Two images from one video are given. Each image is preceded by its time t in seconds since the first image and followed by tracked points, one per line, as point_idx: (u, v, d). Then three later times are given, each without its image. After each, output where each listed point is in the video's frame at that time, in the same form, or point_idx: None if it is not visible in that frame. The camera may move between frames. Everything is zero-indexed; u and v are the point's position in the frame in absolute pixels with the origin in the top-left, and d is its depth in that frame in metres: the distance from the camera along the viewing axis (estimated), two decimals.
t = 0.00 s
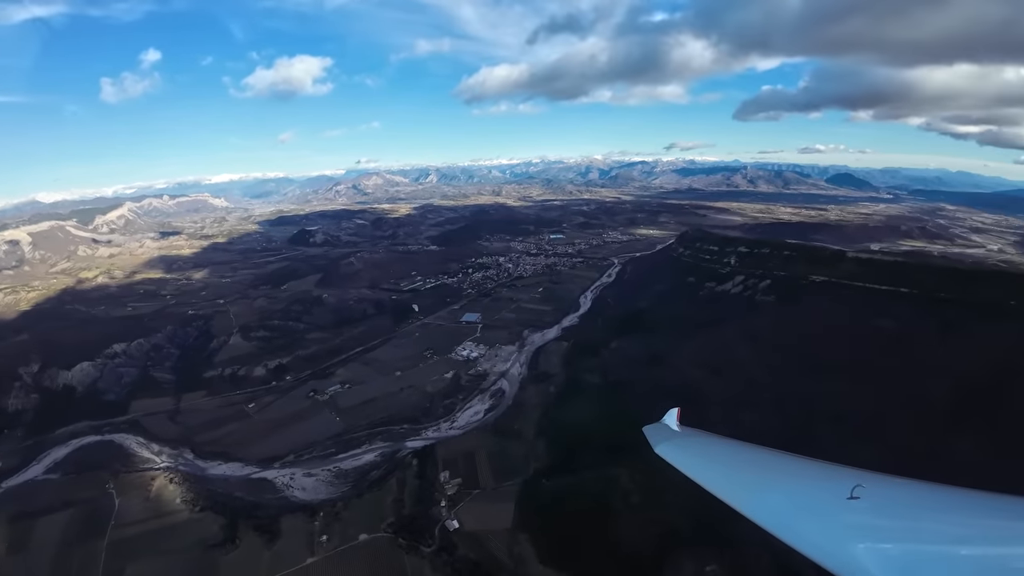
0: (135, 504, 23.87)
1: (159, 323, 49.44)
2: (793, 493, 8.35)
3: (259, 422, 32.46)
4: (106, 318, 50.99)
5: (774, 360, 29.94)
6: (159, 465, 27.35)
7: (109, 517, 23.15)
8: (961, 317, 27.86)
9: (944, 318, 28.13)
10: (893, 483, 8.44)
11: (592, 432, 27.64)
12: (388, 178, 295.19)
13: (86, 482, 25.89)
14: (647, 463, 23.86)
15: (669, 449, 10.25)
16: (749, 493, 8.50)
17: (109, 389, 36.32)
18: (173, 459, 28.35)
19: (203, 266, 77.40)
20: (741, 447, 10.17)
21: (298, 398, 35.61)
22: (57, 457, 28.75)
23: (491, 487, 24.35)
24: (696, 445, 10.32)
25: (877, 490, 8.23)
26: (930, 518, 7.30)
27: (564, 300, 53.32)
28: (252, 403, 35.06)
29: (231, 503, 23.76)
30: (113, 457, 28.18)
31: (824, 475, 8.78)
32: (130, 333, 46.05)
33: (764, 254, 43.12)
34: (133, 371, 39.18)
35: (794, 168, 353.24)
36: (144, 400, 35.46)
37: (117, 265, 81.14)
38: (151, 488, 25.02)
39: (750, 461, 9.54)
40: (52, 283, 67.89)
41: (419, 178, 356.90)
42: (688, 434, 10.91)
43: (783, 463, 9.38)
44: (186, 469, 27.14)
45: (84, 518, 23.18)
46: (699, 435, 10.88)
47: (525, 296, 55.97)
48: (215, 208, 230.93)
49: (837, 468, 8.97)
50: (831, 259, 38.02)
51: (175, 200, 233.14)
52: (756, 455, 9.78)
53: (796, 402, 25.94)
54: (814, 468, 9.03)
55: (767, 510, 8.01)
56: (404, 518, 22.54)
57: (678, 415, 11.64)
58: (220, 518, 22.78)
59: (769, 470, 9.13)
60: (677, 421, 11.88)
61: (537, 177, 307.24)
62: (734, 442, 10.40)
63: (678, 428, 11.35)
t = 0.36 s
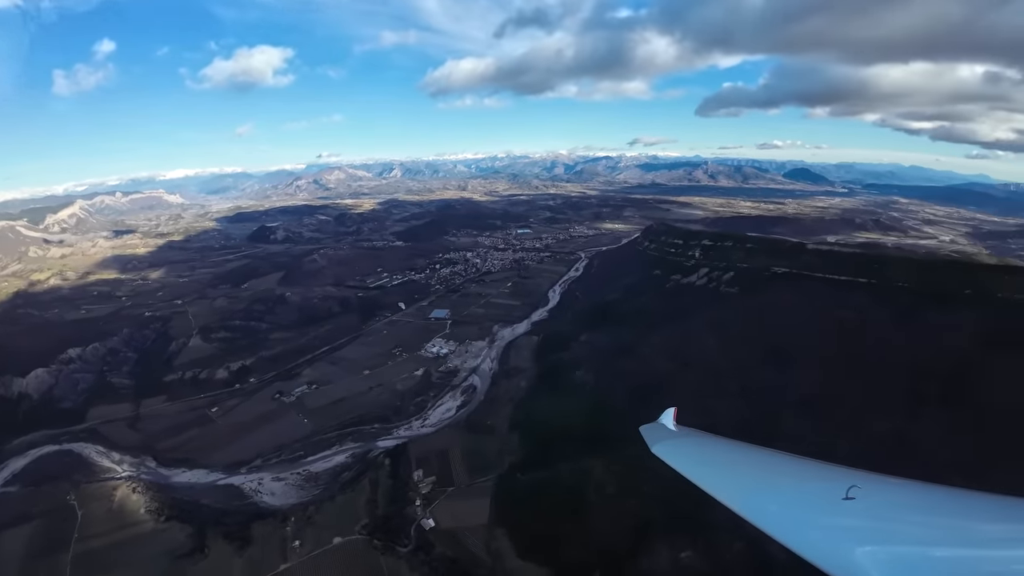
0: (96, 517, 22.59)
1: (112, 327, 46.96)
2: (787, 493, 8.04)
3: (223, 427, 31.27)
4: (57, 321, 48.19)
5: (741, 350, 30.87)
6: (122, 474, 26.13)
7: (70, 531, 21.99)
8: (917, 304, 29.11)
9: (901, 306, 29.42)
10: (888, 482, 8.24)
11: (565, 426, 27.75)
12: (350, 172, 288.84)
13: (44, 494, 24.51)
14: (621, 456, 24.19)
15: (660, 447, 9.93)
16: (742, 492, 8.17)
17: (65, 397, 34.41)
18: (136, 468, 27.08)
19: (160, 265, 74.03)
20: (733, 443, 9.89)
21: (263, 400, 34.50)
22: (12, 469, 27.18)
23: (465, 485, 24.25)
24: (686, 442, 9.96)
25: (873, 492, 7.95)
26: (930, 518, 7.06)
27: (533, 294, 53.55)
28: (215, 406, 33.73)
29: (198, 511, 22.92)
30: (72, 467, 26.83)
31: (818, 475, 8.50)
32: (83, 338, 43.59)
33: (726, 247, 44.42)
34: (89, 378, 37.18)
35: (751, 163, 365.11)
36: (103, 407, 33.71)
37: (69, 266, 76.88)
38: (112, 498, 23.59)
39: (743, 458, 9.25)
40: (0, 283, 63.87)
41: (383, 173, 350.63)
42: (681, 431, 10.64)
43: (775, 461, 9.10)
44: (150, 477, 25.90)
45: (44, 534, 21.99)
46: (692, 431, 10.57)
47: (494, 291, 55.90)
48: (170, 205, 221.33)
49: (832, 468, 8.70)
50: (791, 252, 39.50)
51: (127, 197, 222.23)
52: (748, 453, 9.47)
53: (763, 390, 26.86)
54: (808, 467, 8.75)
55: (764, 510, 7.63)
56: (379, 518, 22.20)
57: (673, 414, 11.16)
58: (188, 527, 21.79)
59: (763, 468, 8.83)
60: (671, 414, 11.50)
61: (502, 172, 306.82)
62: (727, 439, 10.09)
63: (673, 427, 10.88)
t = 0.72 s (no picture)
0: (64, 529, 22.10)
1: (68, 332, 44.63)
2: (786, 490, 8.09)
3: (190, 432, 30.17)
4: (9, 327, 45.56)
5: (716, 341, 31.39)
6: (87, 484, 25.27)
7: (36, 543, 21.37)
8: (881, 293, 30.24)
9: (866, 295, 30.53)
10: (887, 480, 8.26)
11: (543, 421, 27.85)
12: (316, 168, 281.58)
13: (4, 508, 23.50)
14: (601, 450, 24.31)
15: (660, 445, 9.94)
16: (739, 490, 8.19)
17: (25, 406, 32.61)
18: (102, 477, 25.94)
19: (119, 265, 70.71)
20: (733, 441, 9.92)
21: (231, 404, 33.42)
22: None
23: (443, 483, 24.08)
24: (686, 440, 10.00)
25: (873, 489, 7.98)
26: (928, 516, 7.08)
27: (506, 289, 53.54)
28: (181, 411, 32.50)
29: (169, 521, 22.26)
30: (34, 479, 25.74)
31: (819, 472, 8.54)
32: (38, 346, 41.33)
33: (695, 240, 45.36)
34: (50, 387, 35.19)
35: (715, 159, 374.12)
36: (65, 415, 32.08)
37: (26, 268, 73.15)
38: (80, 509, 23.23)
39: (743, 455, 9.29)
40: None
41: (349, 168, 343.56)
42: (680, 429, 10.68)
43: (775, 458, 9.13)
44: (117, 487, 25.13)
45: (6, 548, 21.17)
46: (691, 429, 10.61)
47: (466, 287, 55.64)
48: (128, 204, 212.10)
49: (832, 464, 8.74)
50: (758, 244, 40.63)
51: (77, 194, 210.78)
52: (748, 449, 9.51)
53: (740, 381, 27.38)
54: (808, 465, 8.77)
55: (762, 509, 7.61)
56: (357, 520, 21.86)
57: (672, 412, 11.32)
58: (158, 537, 21.37)
59: (762, 466, 8.87)
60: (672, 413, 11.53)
61: (472, 168, 304.83)
62: (726, 437, 10.13)
63: (672, 425, 11.03)
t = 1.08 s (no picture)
0: (31, 544, 20.95)
1: (19, 339, 42.15)
2: (787, 484, 8.30)
3: (156, 438, 29.00)
4: None
5: (690, 332, 31.99)
6: (55, 497, 24.12)
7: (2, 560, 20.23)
8: (844, 282, 31.45)
9: (831, 285, 31.66)
10: (885, 473, 8.50)
11: (520, 415, 27.93)
12: (277, 162, 272.97)
13: None
14: (580, 442, 24.52)
15: (661, 438, 10.07)
16: (743, 486, 8.34)
17: None
18: (67, 490, 24.79)
19: (76, 266, 67.36)
20: (734, 434, 10.10)
21: (198, 408, 32.28)
22: None
23: (421, 481, 23.91)
24: (687, 434, 10.14)
25: (872, 482, 8.22)
26: (926, 509, 7.29)
27: (477, 284, 53.37)
28: (145, 417, 31.19)
29: (139, 531, 21.42)
30: None
31: (820, 466, 8.75)
32: None
33: (664, 232, 46.16)
34: (8, 396, 33.33)
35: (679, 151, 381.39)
36: (22, 426, 30.44)
37: None
38: (47, 522, 22.05)
39: (744, 449, 9.48)
40: None
41: (313, 163, 334.63)
42: (680, 422, 10.82)
43: (777, 452, 9.32)
44: (85, 498, 24.02)
45: None
46: (692, 422, 10.76)
47: (438, 282, 55.18)
48: (80, 202, 201.38)
49: (831, 458, 8.97)
50: (726, 235, 41.62)
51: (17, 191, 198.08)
52: (749, 443, 9.69)
53: (714, 371, 27.96)
54: (809, 458, 8.99)
55: (768, 505, 7.77)
56: (335, 523, 21.48)
57: (672, 404, 11.40)
58: (128, 549, 20.52)
59: (764, 460, 9.05)
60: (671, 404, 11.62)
61: (439, 161, 301.53)
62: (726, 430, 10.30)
63: (672, 418, 11.09)
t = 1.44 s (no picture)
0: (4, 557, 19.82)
1: None
2: (787, 475, 8.49)
3: (128, 444, 28.05)
4: None
5: (668, 321, 32.52)
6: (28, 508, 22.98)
7: None
8: (817, 271, 32.36)
9: (805, 272, 32.60)
10: (887, 465, 8.63)
11: (501, 408, 27.97)
12: (244, 156, 265.00)
13: None
14: (564, 433, 24.69)
15: (663, 428, 10.31)
16: (742, 475, 8.57)
17: None
18: (40, 500, 23.84)
19: (39, 267, 64.27)
20: (736, 424, 10.29)
21: (171, 411, 31.32)
22: None
23: (404, 477, 23.79)
24: (688, 422, 10.37)
25: (873, 474, 8.35)
26: (924, 502, 7.42)
27: (453, 277, 53.07)
28: (117, 422, 30.10)
29: (118, 540, 20.77)
30: None
31: (822, 458, 8.91)
32: None
33: (639, 222, 46.66)
34: None
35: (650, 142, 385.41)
36: None
37: None
38: (21, 533, 20.91)
39: (746, 439, 9.67)
40: None
41: (281, 156, 326.02)
42: (682, 411, 11.04)
43: (779, 443, 9.48)
44: (59, 509, 23.08)
45: None
46: (694, 411, 10.97)
47: (413, 276, 54.63)
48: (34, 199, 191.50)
49: (834, 450, 9.11)
50: (700, 225, 42.29)
51: None
52: (752, 434, 9.87)
53: (695, 358, 28.53)
54: (812, 451, 9.13)
55: (767, 496, 7.97)
56: (318, 523, 21.21)
57: (675, 393, 11.57)
58: (106, 559, 19.84)
59: (765, 451, 9.23)
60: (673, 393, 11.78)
61: (412, 153, 297.64)
62: (728, 420, 10.50)
63: (674, 406, 11.32)
